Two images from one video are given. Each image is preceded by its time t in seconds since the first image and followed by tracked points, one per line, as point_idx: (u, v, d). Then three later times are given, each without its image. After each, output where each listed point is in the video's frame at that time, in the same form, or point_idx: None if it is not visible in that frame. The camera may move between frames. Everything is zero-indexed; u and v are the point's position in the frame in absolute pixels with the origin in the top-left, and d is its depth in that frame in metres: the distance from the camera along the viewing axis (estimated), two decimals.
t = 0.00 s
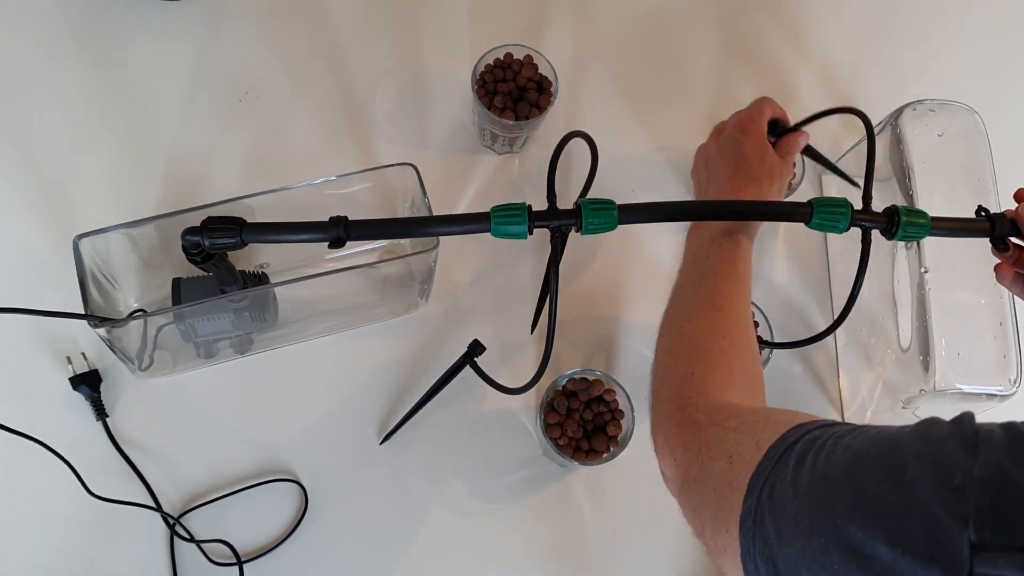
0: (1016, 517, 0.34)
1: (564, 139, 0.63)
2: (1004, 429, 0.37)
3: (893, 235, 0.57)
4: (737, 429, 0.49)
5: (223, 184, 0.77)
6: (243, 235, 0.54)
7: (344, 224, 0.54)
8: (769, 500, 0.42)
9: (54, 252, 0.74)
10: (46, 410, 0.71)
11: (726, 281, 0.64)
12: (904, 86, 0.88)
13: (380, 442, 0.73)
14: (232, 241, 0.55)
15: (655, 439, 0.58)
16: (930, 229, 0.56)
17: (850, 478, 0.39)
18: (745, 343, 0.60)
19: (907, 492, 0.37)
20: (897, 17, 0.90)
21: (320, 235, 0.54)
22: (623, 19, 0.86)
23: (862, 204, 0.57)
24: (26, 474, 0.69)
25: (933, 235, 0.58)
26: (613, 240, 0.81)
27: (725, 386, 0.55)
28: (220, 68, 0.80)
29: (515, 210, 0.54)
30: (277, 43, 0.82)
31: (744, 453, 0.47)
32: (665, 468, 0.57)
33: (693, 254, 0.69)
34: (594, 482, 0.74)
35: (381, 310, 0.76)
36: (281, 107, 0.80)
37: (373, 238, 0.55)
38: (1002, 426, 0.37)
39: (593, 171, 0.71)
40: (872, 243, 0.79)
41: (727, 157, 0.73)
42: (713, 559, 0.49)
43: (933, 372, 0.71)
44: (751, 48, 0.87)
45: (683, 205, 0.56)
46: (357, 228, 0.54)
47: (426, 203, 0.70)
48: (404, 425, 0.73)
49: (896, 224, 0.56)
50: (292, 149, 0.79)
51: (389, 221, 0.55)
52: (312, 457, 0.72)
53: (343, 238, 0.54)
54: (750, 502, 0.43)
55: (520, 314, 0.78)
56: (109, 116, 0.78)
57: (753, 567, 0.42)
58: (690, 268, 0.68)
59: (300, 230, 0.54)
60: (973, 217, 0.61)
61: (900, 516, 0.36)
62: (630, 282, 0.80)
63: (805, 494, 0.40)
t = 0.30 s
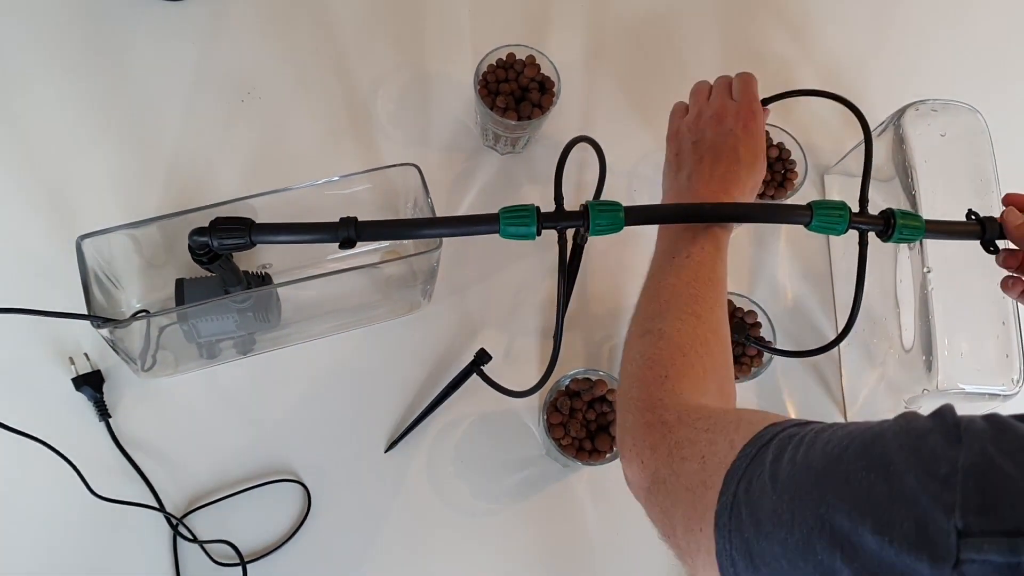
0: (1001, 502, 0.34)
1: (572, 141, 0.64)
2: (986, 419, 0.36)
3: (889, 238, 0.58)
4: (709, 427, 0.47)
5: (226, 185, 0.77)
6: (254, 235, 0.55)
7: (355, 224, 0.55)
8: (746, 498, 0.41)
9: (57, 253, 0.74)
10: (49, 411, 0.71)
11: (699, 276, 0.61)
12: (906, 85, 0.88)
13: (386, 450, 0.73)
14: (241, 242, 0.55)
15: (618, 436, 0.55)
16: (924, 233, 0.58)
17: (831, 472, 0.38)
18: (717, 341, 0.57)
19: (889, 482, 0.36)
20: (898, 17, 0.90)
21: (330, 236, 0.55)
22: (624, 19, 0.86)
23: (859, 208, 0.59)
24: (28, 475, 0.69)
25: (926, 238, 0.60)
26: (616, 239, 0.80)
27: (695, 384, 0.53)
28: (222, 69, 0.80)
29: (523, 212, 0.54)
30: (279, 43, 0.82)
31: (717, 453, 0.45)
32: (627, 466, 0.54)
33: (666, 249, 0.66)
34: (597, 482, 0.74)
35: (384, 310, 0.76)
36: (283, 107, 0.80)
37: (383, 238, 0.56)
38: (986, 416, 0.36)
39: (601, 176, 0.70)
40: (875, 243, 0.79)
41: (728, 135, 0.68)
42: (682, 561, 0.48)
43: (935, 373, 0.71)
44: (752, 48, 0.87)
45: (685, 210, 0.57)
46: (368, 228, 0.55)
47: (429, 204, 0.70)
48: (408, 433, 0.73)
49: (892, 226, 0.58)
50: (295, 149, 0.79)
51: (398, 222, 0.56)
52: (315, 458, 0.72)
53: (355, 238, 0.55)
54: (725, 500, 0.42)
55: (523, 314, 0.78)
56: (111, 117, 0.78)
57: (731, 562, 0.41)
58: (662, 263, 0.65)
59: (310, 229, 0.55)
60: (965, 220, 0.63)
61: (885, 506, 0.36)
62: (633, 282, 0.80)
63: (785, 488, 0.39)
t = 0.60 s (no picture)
0: (979, 492, 0.34)
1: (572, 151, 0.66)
2: (967, 413, 0.37)
3: (885, 245, 0.61)
4: (699, 418, 0.48)
5: (225, 185, 0.77)
6: (256, 237, 0.55)
7: (357, 229, 0.55)
8: (729, 487, 0.41)
9: (55, 254, 0.74)
10: (49, 411, 0.71)
11: (692, 277, 0.62)
12: (904, 84, 0.88)
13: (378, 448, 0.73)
14: (245, 245, 0.55)
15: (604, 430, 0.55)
16: (918, 241, 0.60)
17: (815, 462, 0.38)
18: (706, 340, 0.58)
19: (872, 472, 0.36)
20: (896, 17, 0.90)
21: (333, 240, 0.55)
22: (623, 18, 0.86)
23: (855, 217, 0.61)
24: (28, 477, 0.69)
25: (918, 245, 0.62)
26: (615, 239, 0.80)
27: (683, 380, 0.53)
28: (221, 70, 0.80)
29: (526, 217, 0.56)
30: (277, 44, 0.81)
31: (703, 445, 0.45)
32: (612, 459, 0.54)
33: (665, 249, 0.66)
34: (596, 482, 0.74)
35: (385, 311, 0.76)
36: (282, 108, 0.80)
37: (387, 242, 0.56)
38: (966, 409, 0.37)
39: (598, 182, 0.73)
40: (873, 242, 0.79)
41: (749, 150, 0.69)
42: (664, 551, 0.48)
43: (934, 372, 0.71)
44: (751, 48, 0.87)
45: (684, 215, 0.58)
46: (372, 235, 0.56)
47: (428, 204, 0.70)
48: (403, 433, 0.73)
49: (888, 234, 0.60)
50: (294, 149, 0.79)
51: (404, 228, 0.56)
52: (314, 458, 0.72)
53: (357, 242, 0.55)
54: (710, 488, 0.42)
55: (523, 314, 0.78)
56: (110, 117, 0.78)
57: (714, 553, 0.41)
58: (655, 264, 0.65)
59: (314, 233, 0.55)
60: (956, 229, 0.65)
61: (867, 496, 0.36)
62: (632, 281, 0.80)
63: (769, 478, 0.39)
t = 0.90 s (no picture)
0: (986, 491, 0.33)
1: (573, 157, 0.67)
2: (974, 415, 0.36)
3: (887, 249, 0.61)
4: (698, 417, 0.47)
5: (224, 189, 0.77)
6: (257, 242, 0.55)
7: (359, 234, 0.55)
8: (729, 487, 0.41)
9: (55, 258, 0.74)
10: (49, 415, 0.71)
11: (691, 278, 0.62)
12: (906, 86, 0.87)
13: (381, 456, 0.73)
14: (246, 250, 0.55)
15: (600, 431, 0.55)
16: (921, 246, 0.60)
17: (821, 461, 0.38)
18: (704, 340, 0.58)
19: (876, 472, 0.36)
20: (898, 19, 0.89)
21: (334, 245, 0.55)
22: (624, 21, 0.86)
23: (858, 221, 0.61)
24: (28, 481, 0.69)
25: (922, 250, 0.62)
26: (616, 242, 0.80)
27: (681, 380, 0.53)
28: (220, 73, 0.80)
29: (528, 222, 0.55)
30: (277, 46, 0.81)
31: (700, 443, 0.45)
32: (609, 461, 0.54)
33: (664, 250, 0.66)
34: (597, 486, 0.74)
35: (385, 314, 0.75)
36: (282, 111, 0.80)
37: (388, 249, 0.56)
38: (973, 410, 0.37)
39: (602, 182, 0.72)
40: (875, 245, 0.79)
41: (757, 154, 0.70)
42: (661, 550, 0.47)
43: (937, 375, 0.71)
44: (753, 50, 0.87)
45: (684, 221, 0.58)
46: (372, 240, 0.55)
47: (429, 207, 0.69)
48: (405, 439, 0.73)
49: (891, 238, 0.60)
50: (294, 152, 0.79)
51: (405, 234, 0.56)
52: (314, 463, 0.72)
53: (358, 247, 0.55)
54: (709, 487, 0.42)
55: (524, 317, 0.78)
56: (110, 121, 0.77)
57: (716, 553, 0.41)
58: (654, 265, 0.65)
59: (316, 239, 0.55)
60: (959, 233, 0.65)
61: (872, 496, 0.35)
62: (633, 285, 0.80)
63: (770, 478, 0.39)
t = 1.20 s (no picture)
0: (1010, 503, 0.33)
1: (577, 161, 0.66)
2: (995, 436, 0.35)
3: (892, 257, 0.60)
4: (720, 412, 0.47)
5: (222, 198, 0.76)
6: (256, 250, 0.54)
7: (360, 240, 0.54)
8: (750, 484, 0.40)
9: (52, 269, 0.73)
10: (46, 428, 0.70)
11: (718, 273, 0.60)
12: (910, 93, 0.86)
13: (381, 468, 0.72)
14: (244, 258, 0.55)
15: (621, 422, 0.55)
16: (926, 253, 0.59)
17: (844, 465, 0.37)
18: (728, 335, 0.56)
19: (901, 479, 0.36)
20: (901, 25, 0.89)
21: (335, 252, 0.55)
22: (625, 28, 0.85)
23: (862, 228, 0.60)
24: (25, 495, 0.68)
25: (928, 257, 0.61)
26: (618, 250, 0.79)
27: (704, 374, 0.52)
28: (219, 81, 0.79)
29: (530, 228, 0.55)
30: (275, 54, 0.81)
31: (723, 439, 0.44)
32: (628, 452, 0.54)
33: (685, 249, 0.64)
34: (599, 497, 0.73)
35: (386, 325, 0.75)
36: (281, 119, 0.79)
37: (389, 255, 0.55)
38: (992, 424, 0.36)
39: (604, 194, 0.73)
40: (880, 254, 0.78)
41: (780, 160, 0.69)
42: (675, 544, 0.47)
43: (944, 387, 0.70)
44: (755, 57, 0.86)
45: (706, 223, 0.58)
46: (373, 245, 0.55)
47: (429, 217, 0.69)
48: (405, 451, 0.72)
49: (896, 246, 0.59)
50: (293, 161, 0.78)
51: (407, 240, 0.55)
52: (314, 475, 0.71)
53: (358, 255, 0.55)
54: (729, 483, 0.41)
55: (525, 327, 0.77)
56: (107, 130, 0.77)
57: (733, 549, 0.40)
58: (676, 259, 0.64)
59: (318, 246, 0.55)
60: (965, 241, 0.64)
61: (895, 502, 0.35)
62: (635, 294, 0.79)
63: (792, 478, 0.39)
